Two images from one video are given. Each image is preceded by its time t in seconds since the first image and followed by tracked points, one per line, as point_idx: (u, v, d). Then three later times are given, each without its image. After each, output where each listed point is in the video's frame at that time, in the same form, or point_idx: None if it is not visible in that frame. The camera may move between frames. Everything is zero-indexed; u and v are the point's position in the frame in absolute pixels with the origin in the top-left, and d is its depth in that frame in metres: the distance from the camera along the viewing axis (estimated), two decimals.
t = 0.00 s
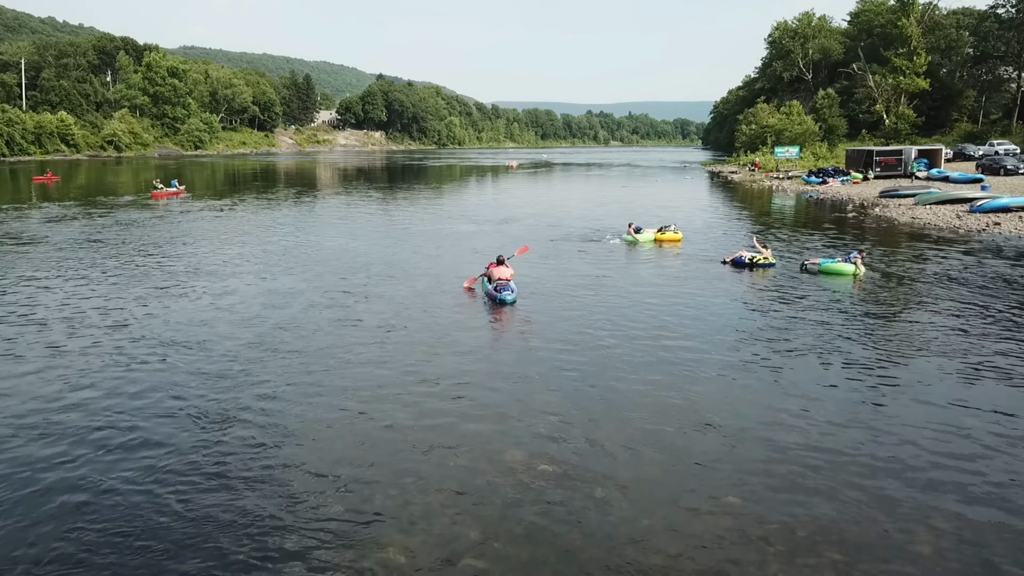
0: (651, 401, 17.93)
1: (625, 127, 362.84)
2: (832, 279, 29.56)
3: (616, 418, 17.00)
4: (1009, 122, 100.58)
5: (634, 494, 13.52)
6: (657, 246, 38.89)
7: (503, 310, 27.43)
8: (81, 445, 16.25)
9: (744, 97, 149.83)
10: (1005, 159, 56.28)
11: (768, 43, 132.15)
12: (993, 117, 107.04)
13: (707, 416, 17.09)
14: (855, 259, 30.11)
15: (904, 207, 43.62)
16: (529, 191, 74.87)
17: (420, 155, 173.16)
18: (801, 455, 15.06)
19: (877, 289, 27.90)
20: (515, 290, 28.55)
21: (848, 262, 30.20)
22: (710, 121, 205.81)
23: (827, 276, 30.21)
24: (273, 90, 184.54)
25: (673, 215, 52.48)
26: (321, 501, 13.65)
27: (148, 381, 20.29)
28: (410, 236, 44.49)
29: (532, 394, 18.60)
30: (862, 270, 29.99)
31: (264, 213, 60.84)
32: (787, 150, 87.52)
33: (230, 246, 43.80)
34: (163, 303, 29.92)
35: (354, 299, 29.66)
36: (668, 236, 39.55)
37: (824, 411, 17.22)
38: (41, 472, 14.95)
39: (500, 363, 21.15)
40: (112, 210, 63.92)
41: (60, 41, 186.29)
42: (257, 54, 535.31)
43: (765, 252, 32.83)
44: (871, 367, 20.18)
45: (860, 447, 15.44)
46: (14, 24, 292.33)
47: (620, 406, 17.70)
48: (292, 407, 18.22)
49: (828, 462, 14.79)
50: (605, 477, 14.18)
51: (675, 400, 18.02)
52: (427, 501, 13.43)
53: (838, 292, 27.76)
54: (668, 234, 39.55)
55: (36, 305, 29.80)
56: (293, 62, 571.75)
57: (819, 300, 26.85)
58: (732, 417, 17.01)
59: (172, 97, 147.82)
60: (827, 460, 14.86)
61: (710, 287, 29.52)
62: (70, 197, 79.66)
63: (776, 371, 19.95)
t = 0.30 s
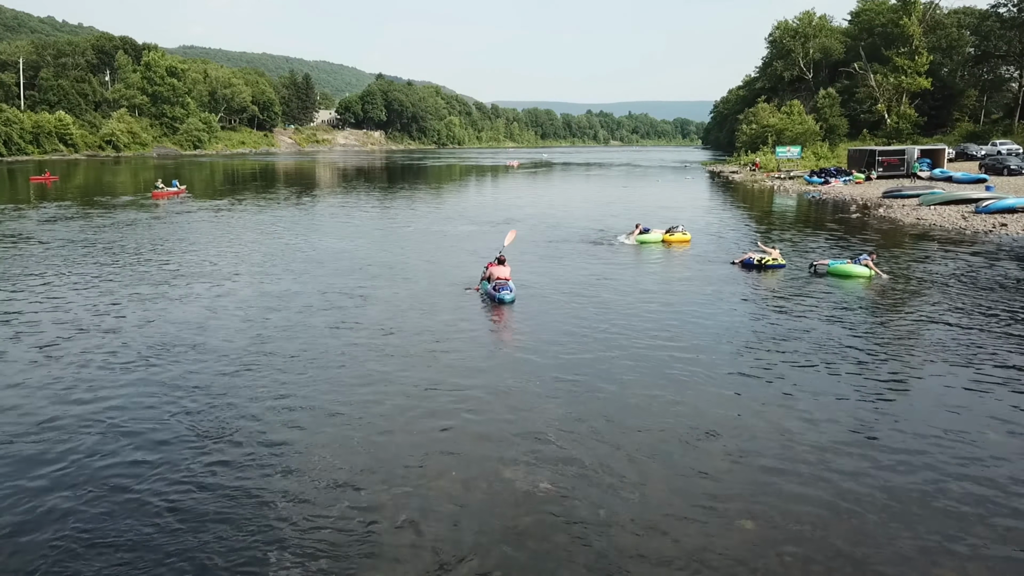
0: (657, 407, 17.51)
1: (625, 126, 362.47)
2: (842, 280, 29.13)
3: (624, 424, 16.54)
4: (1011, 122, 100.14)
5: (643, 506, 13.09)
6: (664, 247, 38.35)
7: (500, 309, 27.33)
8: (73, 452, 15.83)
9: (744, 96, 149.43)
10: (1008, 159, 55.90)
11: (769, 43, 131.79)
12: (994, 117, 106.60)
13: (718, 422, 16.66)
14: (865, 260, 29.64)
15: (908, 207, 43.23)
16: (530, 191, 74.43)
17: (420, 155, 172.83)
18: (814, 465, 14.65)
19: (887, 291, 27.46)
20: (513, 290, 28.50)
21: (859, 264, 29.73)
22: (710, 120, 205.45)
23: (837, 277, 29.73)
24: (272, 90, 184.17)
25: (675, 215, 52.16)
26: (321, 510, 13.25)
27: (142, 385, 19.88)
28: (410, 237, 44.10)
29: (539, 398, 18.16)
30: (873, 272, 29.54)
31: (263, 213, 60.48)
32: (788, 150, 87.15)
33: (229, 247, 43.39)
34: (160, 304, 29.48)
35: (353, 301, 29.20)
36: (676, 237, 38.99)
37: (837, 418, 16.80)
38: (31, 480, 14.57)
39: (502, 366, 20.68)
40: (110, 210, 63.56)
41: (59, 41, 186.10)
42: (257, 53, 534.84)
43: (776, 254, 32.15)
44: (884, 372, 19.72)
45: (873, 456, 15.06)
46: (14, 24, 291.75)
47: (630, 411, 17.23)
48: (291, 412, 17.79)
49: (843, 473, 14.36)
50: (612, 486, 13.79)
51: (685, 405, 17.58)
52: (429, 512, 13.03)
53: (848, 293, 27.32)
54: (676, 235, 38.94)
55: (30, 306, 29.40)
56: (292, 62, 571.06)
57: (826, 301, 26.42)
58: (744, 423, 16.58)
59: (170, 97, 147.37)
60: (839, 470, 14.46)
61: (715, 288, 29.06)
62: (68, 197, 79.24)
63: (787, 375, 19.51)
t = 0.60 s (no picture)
0: (665, 415, 17.19)
1: (626, 126, 362.04)
2: (852, 282, 28.72)
3: (632, 432, 16.23)
4: (1013, 122, 99.67)
5: (653, 517, 12.79)
6: (672, 248, 37.70)
7: (498, 307, 27.59)
8: (70, 456, 15.55)
9: (745, 96, 149.13)
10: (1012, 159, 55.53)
11: (770, 42, 131.50)
12: (996, 116, 106.13)
13: (727, 430, 16.35)
14: (875, 263, 29.27)
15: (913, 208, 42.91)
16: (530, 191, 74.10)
17: (419, 155, 172.34)
18: (826, 475, 14.34)
19: (896, 294, 27.10)
20: (511, 290, 28.77)
21: (868, 266, 29.35)
22: (711, 120, 205.12)
23: (847, 279, 29.15)
24: (272, 90, 183.80)
25: (677, 216, 51.88)
26: (324, 520, 12.94)
27: (140, 388, 19.62)
28: (410, 237, 43.79)
29: (545, 405, 17.83)
30: (883, 275, 29.12)
31: (263, 213, 60.19)
32: (790, 150, 86.82)
33: (228, 248, 43.09)
34: (159, 305, 29.22)
35: (353, 303, 28.89)
36: (683, 238, 38.31)
37: (849, 427, 16.48)
38: (27, 486, 14.29)
39: (506, 371, 20.35)
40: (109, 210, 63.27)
41: (57, 40, 185.57)
42: (257, 53, 534.47)
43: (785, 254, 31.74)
44: (894, 377, 19.39)
45: (886, 465, 14.75)
46: (14, 23, 291.10)
47: (637, 419, 16.91)
48: (292, 417, 17.50)
49: (856, 484, 14.06)
50: (620, 496, 13.49)
51: (693, 413, 17.26)
52: (434, 523, 12.73)
53: (856, 296, 26.98)
54: (684, 235, 38.33)
55: (28, 307, 29.13)
56: (292, 62, 570.42)
57: (833, 304, 26.09)
58: (751, 430, 16.32)
59: (170, 96, 146.96)
60: (853, 480, 14.16)
61: (719, 290, 28.76)
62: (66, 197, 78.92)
63: (796, 381, 19.18)
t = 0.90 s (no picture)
0: (675, 423, 16.71)
1: (627, 125, 361.54)
2: (864, 285, 28.20)
3: (641, 441, 15.74)
4: (1016, 121, 99.07)
5: (661, 528, 12.44)
6: (682, 249, 37.02)
7: (496, 307, 27.54)
8: (63, 461, 15.10)
9: (747, 96, 148.63)
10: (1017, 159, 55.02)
11: (773, 41, 131.07)
12: (999, 116, 105.51)
13: (740, 439, 15.86)
14: (888, 264, 28.79)
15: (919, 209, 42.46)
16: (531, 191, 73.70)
17: (419, 154, 171.96)
18: (844, 488, 13.88)
19: (907, 297, 26.60)
20: (509, 288, 28.67)
21: (880, 268, 28.85)
22: (712, 120, 204.65)
23: (859, 281, 28.85)
24: (272, 89, 183.41)
25: (680, 216, 51.47)
26: (325, 531, 12.47)
27: (136, 391, 19.16)
28: (412, 237, 43.41)
29: (551, 412, 17.34)
30: (895, 278, 28.60)
31: (263, 213, 59.82)
32: (793, 149, 86.31)
33: (226, 248, 42.63)
34: (156, 306, 28.75)
35: (353, 304, 28.50)
36: (694, 239, 37.59)
37: (865, 437, 15.99)
38: (16, 492, 13.83)
39: (510, 376, 19.86)
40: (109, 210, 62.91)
41: (57, 40, 185.29)
42: (257, 52, 533.96)
43: (797, 256, 31.21)
44: (910, 385, 18.90)
45: (906, 479, 14.27)
46: (14, 23, 290.85)
47: (647, 428, 16.44)
48: (291, 422, 17.06)
49: (874, 498, 13.59)
50: (629, 506, 13.11)
51: (703, 421, 16.78)
52: (438, 535, 12.25)
53: (867, 298, 26.49)
54: (695, 236, 37.60)
55: (25, 307, 28.77)
56: (293, 61, 570.06)
57: (843, 307, 25.61)
58: (760, 436, 16.03)
59: (169, 95, 146.51)
60: (872, 494, 13.68)
61: (725, 292, 28.28)
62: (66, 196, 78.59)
63: (809, 388, 18.69)
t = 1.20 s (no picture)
0: (686, 434, 16.12)
1: (628, 126, 360.90)
2: (880, 290, 27.50)
3: (652, 456, 15.10)
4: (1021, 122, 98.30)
5: (677, 548, 11.97)
6: (692, 252, 36.39)
7: (498, 308, 27.21)
8: (53, 477, 14.55)
9: (749, 96, 148.11)
10: None
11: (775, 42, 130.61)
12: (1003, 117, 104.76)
13: (755, 452, 15.24)
14: (904, 268, 28.08)
15: (927, 211, 41.94)
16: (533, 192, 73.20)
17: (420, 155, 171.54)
18: (865, 507, 13.29)
19: (925, 302, 25.90)
20: (511, 290, 28.38)
21: (897, 273, 28.12)
22: (714, 120, 204.13)
23: (875, 285, 28.18)
24: (273, 90, 183.04)
25: (684, 217, 50.96)
26: (324, 556, 11.90)
27: (130, 400, 18.61)
28: (413, 239, 42.91)
29: (560, 422, 16.73)
30: (913, 283, 27.85)
31: (264, 214, 59.35)
32: (796, 150, 85.74)
33: (225, 250, 42.11)
34: (153, 309, 28.23)
35: (355, 308, 28.03)
36: (705, 242, 36.93)
37: (886, 452, 15.34)
38: (3, 510, 13.31)
39: (517, 383, 19.28)
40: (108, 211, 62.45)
41: (58, 41, 185.30)
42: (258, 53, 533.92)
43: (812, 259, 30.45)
44: (930, 394, 18.23)
45: (932, 498, 13.62)
46: (15, 23, 290.65)
47: (659, 441, 15.82)
48: (289, 433, 16.48)
49: (901, 516, 12.98)
50: (643, 523, 12.65)
51: (717, 433, 16.19)
52: (444, 562, 11.67)
53: (883, 304, 25.82)
54: (706, 239, 36.93)
55: (23, 311, 28.35)
56: (294, 62, 570.15)
57: (856, 311, 24.97)
58: (775, 446, 15.56)
59: (170, 96, 146.07)
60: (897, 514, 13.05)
61: (734, 294, 27.73)
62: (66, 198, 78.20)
63: (826, 398, 18.03)
